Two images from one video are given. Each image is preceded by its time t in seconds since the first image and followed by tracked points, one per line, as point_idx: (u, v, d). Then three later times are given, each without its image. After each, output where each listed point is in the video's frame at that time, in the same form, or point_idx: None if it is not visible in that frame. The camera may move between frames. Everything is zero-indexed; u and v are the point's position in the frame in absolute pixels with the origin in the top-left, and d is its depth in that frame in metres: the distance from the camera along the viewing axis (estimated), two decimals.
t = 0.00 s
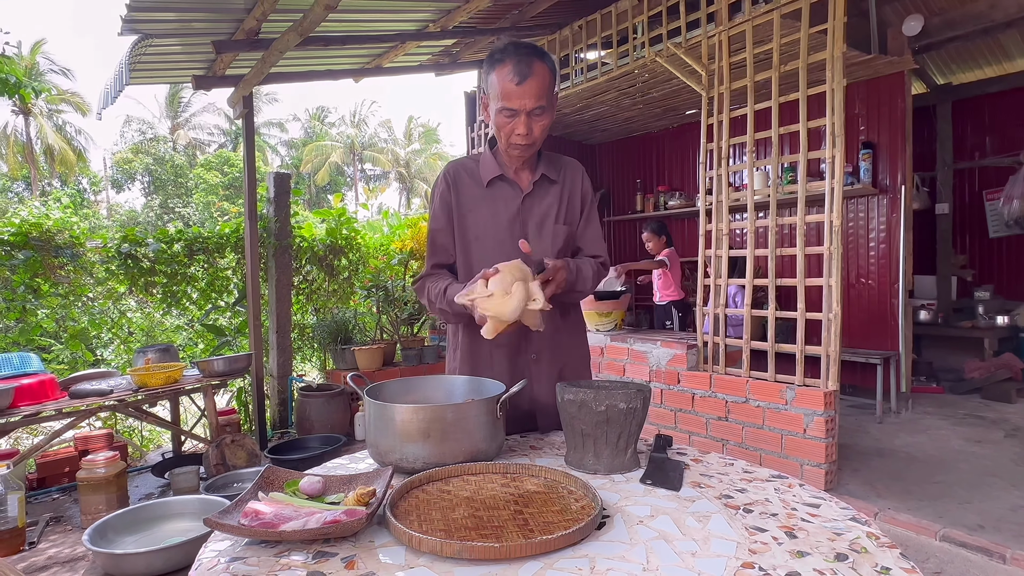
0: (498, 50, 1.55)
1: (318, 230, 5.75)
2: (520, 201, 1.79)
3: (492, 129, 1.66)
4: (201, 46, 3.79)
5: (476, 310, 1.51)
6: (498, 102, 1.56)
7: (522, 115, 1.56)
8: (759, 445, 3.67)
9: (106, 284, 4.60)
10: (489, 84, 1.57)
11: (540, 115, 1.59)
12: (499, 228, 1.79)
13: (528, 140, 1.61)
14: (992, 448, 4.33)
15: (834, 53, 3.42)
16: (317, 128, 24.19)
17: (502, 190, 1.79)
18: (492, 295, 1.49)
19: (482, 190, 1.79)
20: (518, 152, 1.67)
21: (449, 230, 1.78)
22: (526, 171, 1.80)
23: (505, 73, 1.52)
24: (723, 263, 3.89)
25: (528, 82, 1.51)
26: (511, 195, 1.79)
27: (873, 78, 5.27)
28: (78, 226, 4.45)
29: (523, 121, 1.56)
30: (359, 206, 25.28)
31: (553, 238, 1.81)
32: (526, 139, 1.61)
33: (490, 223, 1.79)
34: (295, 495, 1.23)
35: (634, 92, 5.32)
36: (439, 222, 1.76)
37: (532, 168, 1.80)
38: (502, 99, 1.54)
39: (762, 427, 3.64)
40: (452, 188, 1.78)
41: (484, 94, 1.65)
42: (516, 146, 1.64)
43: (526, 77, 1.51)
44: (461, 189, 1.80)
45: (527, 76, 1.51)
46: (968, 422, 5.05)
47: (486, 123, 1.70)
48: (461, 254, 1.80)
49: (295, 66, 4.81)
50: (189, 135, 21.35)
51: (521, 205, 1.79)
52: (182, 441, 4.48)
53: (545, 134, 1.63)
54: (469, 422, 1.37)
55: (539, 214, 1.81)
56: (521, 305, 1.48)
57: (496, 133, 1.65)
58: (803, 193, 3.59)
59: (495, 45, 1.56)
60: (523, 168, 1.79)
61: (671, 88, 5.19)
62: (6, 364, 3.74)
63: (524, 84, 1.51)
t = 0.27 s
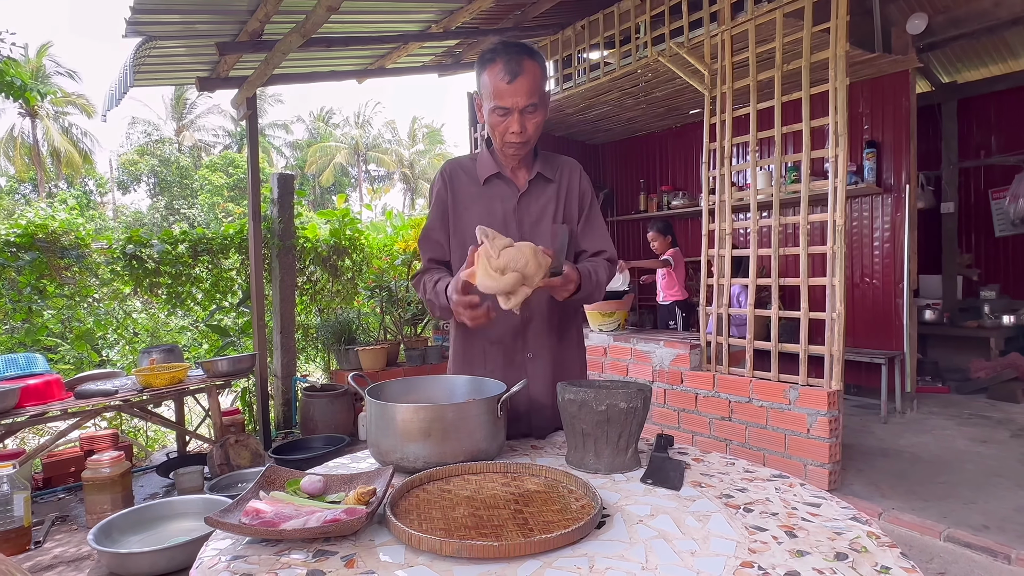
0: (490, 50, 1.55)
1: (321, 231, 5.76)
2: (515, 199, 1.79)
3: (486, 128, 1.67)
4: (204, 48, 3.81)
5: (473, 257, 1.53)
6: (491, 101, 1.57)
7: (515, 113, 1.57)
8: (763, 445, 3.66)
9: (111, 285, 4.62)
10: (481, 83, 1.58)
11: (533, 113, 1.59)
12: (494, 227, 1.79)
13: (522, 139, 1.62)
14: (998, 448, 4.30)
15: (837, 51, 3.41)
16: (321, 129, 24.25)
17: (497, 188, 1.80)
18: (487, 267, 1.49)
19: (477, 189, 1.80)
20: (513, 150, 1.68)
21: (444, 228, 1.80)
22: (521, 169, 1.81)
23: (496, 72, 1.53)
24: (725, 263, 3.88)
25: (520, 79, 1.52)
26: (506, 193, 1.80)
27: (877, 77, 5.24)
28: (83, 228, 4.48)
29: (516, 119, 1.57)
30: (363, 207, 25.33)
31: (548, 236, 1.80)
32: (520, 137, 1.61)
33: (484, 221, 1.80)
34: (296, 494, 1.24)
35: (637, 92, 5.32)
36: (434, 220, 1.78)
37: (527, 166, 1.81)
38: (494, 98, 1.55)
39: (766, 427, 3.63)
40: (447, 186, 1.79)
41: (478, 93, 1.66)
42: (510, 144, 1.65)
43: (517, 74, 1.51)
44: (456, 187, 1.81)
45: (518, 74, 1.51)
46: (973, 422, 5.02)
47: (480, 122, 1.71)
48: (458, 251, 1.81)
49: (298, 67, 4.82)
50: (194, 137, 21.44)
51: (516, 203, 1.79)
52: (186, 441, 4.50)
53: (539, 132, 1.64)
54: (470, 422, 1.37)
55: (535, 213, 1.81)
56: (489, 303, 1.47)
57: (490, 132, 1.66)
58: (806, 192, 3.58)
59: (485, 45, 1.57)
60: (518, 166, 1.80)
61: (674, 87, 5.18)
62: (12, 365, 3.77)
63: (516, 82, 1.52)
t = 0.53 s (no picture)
0: (488, 54, 1.56)
1: (325, 232, 5.78)
2: (513, 204, 1.80)
3: (483, 133, 1.68)
4: (209, 51, 3.83)
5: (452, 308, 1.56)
6: (488, 105, 1.57)
7: (512, 118, 1.57)
8: (767, 445, 3.65)
9: (116, 286, 4.65)
10: (478, 88, 1.59)
11: (530, 118, 1.60)
12: (493, 232, 1.80)
13: (518, 144, 1.63)
14: (1004, 449, 4.28)
15: (840, 51, 3.40)
16: (326, 130, 24.32)
17: (494, 193, 1.81)
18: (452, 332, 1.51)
19: (475, 195, 1.81)
20: (508, 155, 1.68)
21: (445, 236, 1.81)
22: (518, 173, 1.81)
23: (494, 77, 1.53)
24: (729, 263, 3.87)
25: (518, 85, 1.53)
26: (503, 199, 1.81)
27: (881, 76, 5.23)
28: (89, 229, 4.50)
29: (512, 125, 1.58)
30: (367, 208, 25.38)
31: (547, 240, 1.80)
32: (517, 142, 1.62)
33: (484, 226, 1.80)
34: (298, 494, 1.25)
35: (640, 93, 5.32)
36: (435, 229, 1.80)
37: (523, 169, 1.81)
38: (491, 102, 1.55)
39: (769, 428, 3.62)
40: (445, 194, 1.80)
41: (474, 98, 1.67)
42: (506, 150, 1.65)
43: (516, 80, 1.53)
44: (454, 194, 1.82)
45: (517, 79, 1.52)
46: (978, 422, 5.00)
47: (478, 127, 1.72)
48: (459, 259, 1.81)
49: (302, 69, 4.84)
50: (199, 138, 21.53)
51: (514, 208, 1.80)
52: (191, 441, 4.52)
53: (535, 138, 1.65)
54: (471, 422, 1.37)
55: (533, 216, 1.82)
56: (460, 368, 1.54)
57: (487, 137, 1.66)
58: (809, 192, 3.57)
59: (483, 50, 1.57)
60: (515, 170, 1.80)
61: (677, 87, 5.17)
62: (18, 365, 3.80)
63: (514, 88, 1.53)
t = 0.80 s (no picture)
0: (487, 56, 1.56)
1: (329, 233, 5.80)
2: (510, 206, 1.80)
3: (480, 135, 1.68)
4: (213, 53, 3.85)
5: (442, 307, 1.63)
6: (486, 108, 1.58)
7: (510, 121, 1.58)
8: (770, 446, 3.64)
9: (121, 287, 4.67)
10: (476, 90, 1.58)
11: (527, 121, 1.61)
12: (493, 235, 1.80)
13: (515, 147, 1.64)
14: (1010, 449, 4.26)
15: (843, 51, 3.39)
16: (330, 131, 24.38)
17: (491, 197, 1.81)
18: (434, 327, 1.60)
19: (471, 200, 1.82)
20: (505, 157, 1.69)
21: (443, 243, 1.83)
22: (513, 176, 1.82)
23: (493, 80, 1.53)
24: (732, 263, 3.87)
25: (518, 88, 1.54)
26: (501, 202, 1.81)
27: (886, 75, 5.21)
28: (95, 231, 4.53)
29: (510, 128, 1.59)
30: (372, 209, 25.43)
31: (547, 238, 1.82)
32: (514, 145, 1.63)
33: (483, 231, 1.81)
34: (301, 494, 1.25)
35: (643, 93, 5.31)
36: (433, 238, 1.82)
37: (519, 171, 1.82)
38: (490, 105, 1.55)
39: (773, 428, 3.61)
40: (442, 201, 1.81)
41: (471, 101, 1.67)
42: (502, 152, 1.66)
43: (516, 84, 1.53)
44: (451, 200, 1.82)
45: (517, 82, 1.53)
46: (984, 423, 4.97)
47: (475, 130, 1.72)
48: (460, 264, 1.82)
49: (306, 70, 4.86)
50: (205, 140, 21.63)
51: (512, 210, 1.80)
52: (196, 441, 4.54)
53: (531, 141, 1.67)
54: (473, 423, 1.38)
55: (531, 217, 1.82)
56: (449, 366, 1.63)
57: (483, 139, 1.66)
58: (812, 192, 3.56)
59: (482, 52, 1.57)
60: (510, 173, 1.81)
61: (681, 88, 5.16)
62: (25, 366, 3.81)
63: (513, 91, 1.53)
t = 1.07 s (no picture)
0: (493, 53, 1.58)
1: (333, 233, 5.81)
2: (507, 208, 1.82)
3: (479, 134, 1.69)
4: (217, 54, 3.86)
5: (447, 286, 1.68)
6: (490, 106, 1.58)
7: (513, 120, 1.60)
8: (774, 446, 3.63)
9: (126, 287, 4.69)
10: (478, 88, 1.60)
11: (529, 121, 1.63)
12: (491, 238, 1.81)
13: (515, 146, 1.65)
14: (1015, 450, 4.23)
15: (846, 50, 3.38)
16: (334, 132, 24.42)
17: (487, 201, 1.83)
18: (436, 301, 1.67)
19: (467, 205, 1.83)
20: (503, 156, 1.70)
21: (443, 249, 1.85)
22: (507, 178, 1.84)
23: (500, 77, 1.55)
24: (735, 263, 3.85)
25: (524, 87, 1.56)
26: (496, 205, 1.83)
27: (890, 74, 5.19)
28: (100, 232, 4.55)
29: (513, 127, 1.60)
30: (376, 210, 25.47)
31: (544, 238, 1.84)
32: (514, 145, 1.64)
33: (481, 234, 1.82)
34: (302, 493, 1.26)
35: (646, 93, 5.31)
36: (433, 244, 1.84)
37: (512, 173, 1.84)
38: (494, 103, 1.57)
39: (777, 428, 3.60)
40: (438, 207, 1.82)
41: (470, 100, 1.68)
42: (501, 151, 1.68)
43: (521, 83, 1.56)
44: (447, 206, 1.84)
45: (525, 80, 1.56)
46: (990, 423, 4.94)
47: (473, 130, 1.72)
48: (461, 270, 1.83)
49: (309, 71, 4.87)
50: (209, 141, 21.70)
51: (508, 212, 1.82)
52: (200, 441, 4.55)
53: (531, 142, 1.68)
54: (474, 422, 1.38)
55: (525, 218, 1.85)
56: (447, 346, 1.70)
57: (482, 139, 1.67)
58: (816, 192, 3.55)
59: (484, 51, 1.59)
60: (504, 175, 1.83)
61: (684, 87, 5.15)
62: (30, 366, 3.84)
63: (520, 89, 1.55)
